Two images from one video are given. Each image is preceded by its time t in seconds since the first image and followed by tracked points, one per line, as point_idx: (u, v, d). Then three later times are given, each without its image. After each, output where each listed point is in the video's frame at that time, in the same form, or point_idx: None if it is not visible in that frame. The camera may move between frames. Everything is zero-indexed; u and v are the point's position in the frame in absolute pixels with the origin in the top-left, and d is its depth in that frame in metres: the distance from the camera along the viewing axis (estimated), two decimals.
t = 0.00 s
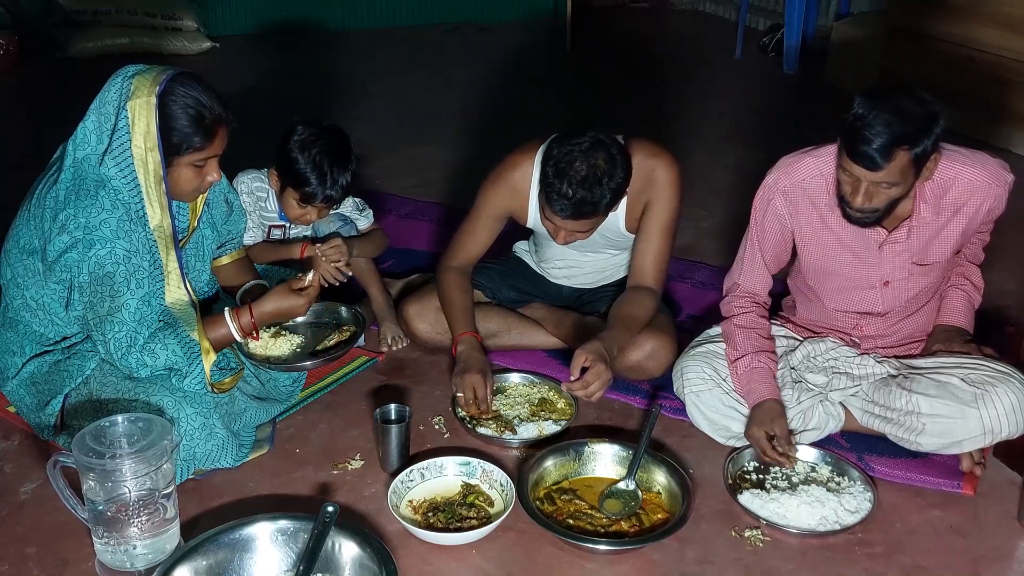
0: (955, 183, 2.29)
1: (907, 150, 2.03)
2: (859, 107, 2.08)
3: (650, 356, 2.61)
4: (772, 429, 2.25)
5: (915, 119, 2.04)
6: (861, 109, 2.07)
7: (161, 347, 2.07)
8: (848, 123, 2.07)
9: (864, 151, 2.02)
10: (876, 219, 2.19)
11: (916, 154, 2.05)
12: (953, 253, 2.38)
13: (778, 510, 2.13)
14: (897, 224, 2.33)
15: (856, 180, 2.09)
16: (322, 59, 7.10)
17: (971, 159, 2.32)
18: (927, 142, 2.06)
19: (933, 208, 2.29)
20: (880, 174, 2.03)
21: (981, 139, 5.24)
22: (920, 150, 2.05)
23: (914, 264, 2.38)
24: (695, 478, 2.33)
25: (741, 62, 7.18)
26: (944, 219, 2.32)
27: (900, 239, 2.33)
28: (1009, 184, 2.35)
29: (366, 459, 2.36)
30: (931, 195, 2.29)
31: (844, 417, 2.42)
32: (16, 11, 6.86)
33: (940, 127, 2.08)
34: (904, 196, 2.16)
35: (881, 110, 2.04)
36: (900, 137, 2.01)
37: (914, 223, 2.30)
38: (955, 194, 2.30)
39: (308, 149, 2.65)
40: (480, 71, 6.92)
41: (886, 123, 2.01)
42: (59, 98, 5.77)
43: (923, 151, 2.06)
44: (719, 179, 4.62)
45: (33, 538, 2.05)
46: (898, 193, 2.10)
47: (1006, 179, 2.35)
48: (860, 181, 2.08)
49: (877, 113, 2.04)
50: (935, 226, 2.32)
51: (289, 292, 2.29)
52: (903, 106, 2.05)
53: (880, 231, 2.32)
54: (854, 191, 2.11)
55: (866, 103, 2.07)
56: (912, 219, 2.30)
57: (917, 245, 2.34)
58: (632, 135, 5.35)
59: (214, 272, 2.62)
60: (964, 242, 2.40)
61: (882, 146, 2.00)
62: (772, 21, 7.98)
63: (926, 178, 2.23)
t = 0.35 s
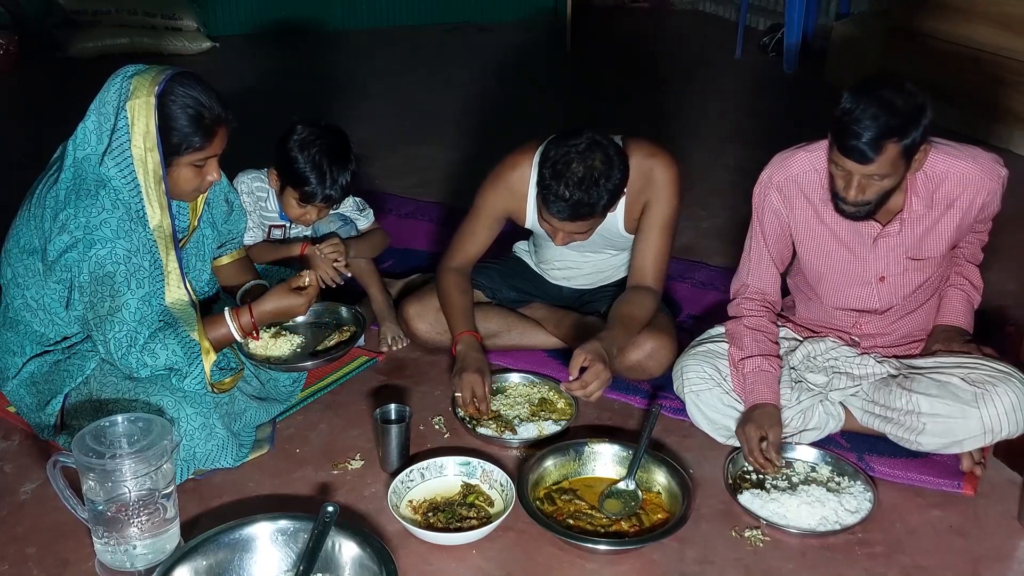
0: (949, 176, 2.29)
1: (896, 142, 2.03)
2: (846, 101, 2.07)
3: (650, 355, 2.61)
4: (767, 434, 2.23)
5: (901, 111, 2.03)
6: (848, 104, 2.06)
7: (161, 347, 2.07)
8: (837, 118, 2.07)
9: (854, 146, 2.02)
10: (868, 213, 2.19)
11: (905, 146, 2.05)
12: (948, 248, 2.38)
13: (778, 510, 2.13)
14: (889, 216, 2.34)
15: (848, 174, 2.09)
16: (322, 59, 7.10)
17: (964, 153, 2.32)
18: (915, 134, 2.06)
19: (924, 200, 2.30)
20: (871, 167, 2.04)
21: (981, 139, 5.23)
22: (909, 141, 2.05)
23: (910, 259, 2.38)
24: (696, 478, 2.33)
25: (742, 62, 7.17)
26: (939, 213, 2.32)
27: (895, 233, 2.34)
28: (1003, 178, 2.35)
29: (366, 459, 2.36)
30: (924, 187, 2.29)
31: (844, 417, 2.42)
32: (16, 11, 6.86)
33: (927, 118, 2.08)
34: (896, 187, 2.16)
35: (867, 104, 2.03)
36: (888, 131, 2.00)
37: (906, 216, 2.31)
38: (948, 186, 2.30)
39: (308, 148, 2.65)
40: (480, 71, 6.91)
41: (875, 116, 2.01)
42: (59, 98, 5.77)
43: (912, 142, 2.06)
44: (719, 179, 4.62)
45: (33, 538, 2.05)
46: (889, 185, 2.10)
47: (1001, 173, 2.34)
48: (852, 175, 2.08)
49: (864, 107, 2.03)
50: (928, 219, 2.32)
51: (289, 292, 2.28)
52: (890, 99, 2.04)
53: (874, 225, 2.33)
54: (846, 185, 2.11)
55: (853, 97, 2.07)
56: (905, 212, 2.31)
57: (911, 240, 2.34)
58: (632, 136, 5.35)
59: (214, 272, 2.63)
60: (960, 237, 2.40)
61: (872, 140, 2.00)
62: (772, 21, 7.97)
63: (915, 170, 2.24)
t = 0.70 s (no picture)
0: (948, 170, 2.29)
1: (905, 136, 2.03)
2: (852, 97, 2.07)
3: (650, 355, 2.61)
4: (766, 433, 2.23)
5: (908, 104, 2.03)
6: (854, 99, 2.06)
7: (161, 348, 2.07)
8: (843, 113, 2.06)
9: (863, 140, 2.01)
10: (875, 204, 2.20)
11: (913, 138, 2.05)
12: (949, 245, 2.38)
13: (778, 510, 2.13)
14: (891, 211, 2.34)
15: (856, 168, 2.08)
16: (322, 59, 7.10)
17: (964, 147, 2.31)
18: (922, 127, 2.06)
19: (925, 194, 2.30)
20: (882, 161, 2.04)
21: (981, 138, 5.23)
22: (916, 135, 2.05)
23: (911, 255, 2.38)
24: (696, 478, 2.33)
25: (742, 62, 7.17)
26: (939, 209, 2.32)
27: (895, 229, 2.34)
28: (1004, 173, 2.34)
29: (366, 458, 2.36)
30: (924, 181, 2.29)
31: (845, 416, 2.42)
32: (16, 11, 6.86)
33: (934, 110, 2.07)
34: (903, 179, 2.16)
35: (874, 98, 2.03)
36: (897, 124, 2.00)
37: (907, 210, 2.31)
38: (948, 181, 2.30)
39: (306, 148, 2.65)
40: (480, 71, 6.91)
41: (882, 111, 2.00)
42: (59, 98, 5.77)
43: (919, 135, 2.06)
44: (719, 179, 4.62)
45: (33, 538, 2.05)
46: (897, 175, 2.10)
47: (1001, 168, 2.34)
48: (861, 169, 2.08)
49: (871, 102, 2.03)
50: (928, 214, 2.32)
51: (292, 296, 2.27)
52: (896, 91, 2.04)
53: (876, 220, 2.33)
54: (856, 179, 2.11)
55: (858, 92, 2.06)
56: (905, 207, 2.31)
57: (912, 236, 2.34)
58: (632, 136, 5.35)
59: (214, 271, 2.63)
60: (960, 233, 2.39)
61: (881, 134, 2.00)
62: (772, 20, 7.97)
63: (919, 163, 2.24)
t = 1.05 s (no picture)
0: (945, 171, 2.30)
1: (904, 140, 2.03)
2: (849, 102, 2.07)
3: (650, 357, 2.61)
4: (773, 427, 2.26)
5: (906, 107, 2.03)
6: (853, 103, 2.06)
7: (160, 348, 2.07)
8: (841, 118, 2.06)
9: (861, 146, 2.01)
10: (873, 208, 2.20)
11: (912, 142, 2.05)
12: (948, 246, 2.38)
13: (778, 510, 2.13)
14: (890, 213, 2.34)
15: (855, 174, 2.09)
16: (323, 59, 7.10)
17: (961, 148, 2.32)
18: (920, 130, 2.06)
19: (923, 195, 2.30)
20: (881, 167, 2.04)
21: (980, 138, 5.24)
22: (915, 138, 2.05)
23: (910, 256, 2.38)
24: (696, 478, 2.33)
25: (742, 62, 7.17)
26: (936, 211, 2.32)
27: (894, 230, 2.34)
28: (1001, 174, 2.34)
29: (366, 458, 2.36)
30: (921, 182, 2.30)
31: (845, 417, 2.41)
32: (16, 12, 6.86)
33: (932, 113, 2.07)
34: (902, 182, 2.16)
35: (873, 102, 2.03)
36: (895, 128, 2.00)
37: (905, 211, 2.31)
38: (945, 182, 2.30)
39: (299, 150, 2.65)
40: (480, 71, 6.91)
41: (881, 116, 2.00)
42: (59, 98, 5.78)
43: (917, 139, 2.06)
44: (719, 179, 4.62)
45: (33, 538, 2.05)
46: (896, 179, 2.10)
47: (998, 169, 2.34)
48: (860, 175, 2.08)
49: (870, 106, 2.03)
50: (926, 215, 2.32)
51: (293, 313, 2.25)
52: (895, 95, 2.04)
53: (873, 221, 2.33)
54: (854, 185, 2.11)
55: (857, 96, 2.06)
56: (904, 207, 2.31)
57: (910, 237, 2.34)
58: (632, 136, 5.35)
59: (214, 271, 2.62)
60: (958, 234, 2.39)
61: (879, 140, 2.00)
62: (772, 21, 7.97)
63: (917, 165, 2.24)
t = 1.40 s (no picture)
0: (944, 175, 2.30)
1: (900, 146, 2.02)
2: (845, 106, 2.07)
3: (649, 358, 2.60)
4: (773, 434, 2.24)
5: (902, 112, 2.03)
6: (848, 108, 2.06)
7: (160, 349, 2.07)
8: (837, 123, 2.06)
9: (856, 151, 2.02)
10: (871, 213, 2.20)
11: (908, 147, 2.05)
12: (947, 248, 2.38)
13: (778, 510, 2.13)
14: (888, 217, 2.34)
15: (851, 177, 2.09)
16: (323, 59, 7.10)
17: (960, 151, 2.32)
18: (917, 134, 2.06)
19: (922, 199, 2.30)
20: (876, 172, 2.04)
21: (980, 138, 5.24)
22: (911, 142, 2.05)
23: (909, 259, 2.38)
24: (695, 478, 2.33)
25: (742, 62, 7.17)
26: (935, 214, 2.32)
27: (893, 233, 2.34)
28: (1000, 175, 2.34)
29: (366, 458, 2.36)
30: (920, 185, 2.29)
31: (845, 417, 2.41)
32: (16, 12, 6.87)
33: (928, 118, 2.08)
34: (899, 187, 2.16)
35: (869, 106, 2.03)
36: (891, 133, 2.00)
37: (904, 215, 2.31)
38: (944, 185, 2.30)
39: (295, 150, 2.65)
40: (480, 71, 6.91)
41: (875, 121, 2.00)
42: (60, 98, 5.78)
43: (914, 143, 2.06)
44: (719, 179, 4.63)
45: (32, 538, 2.05)
46: (894, 184, 2.10)
47: (997, 171, 2.34)
48: (855, 178, 2.08)
49: (866, 111, 2.03)
50: (924, 218, 2.32)
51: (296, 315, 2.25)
52: (891, 98, 2.04)
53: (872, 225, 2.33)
54: (850, 189, 2.12)
55: (852, 100, 2.06)
56: (902, 211, 2.31)
57: (909, 240, 2.34)
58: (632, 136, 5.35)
59: (214, 271, 2.62)
60: (957, 236, 2.39)
61: (874, 145, 2.00)
62: (772, 21, 7.98)
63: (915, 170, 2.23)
